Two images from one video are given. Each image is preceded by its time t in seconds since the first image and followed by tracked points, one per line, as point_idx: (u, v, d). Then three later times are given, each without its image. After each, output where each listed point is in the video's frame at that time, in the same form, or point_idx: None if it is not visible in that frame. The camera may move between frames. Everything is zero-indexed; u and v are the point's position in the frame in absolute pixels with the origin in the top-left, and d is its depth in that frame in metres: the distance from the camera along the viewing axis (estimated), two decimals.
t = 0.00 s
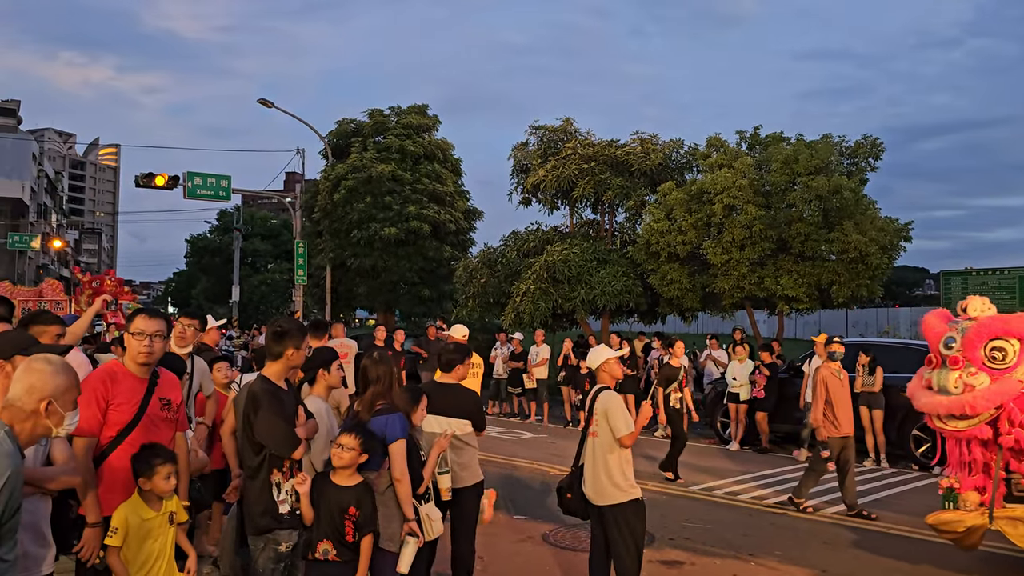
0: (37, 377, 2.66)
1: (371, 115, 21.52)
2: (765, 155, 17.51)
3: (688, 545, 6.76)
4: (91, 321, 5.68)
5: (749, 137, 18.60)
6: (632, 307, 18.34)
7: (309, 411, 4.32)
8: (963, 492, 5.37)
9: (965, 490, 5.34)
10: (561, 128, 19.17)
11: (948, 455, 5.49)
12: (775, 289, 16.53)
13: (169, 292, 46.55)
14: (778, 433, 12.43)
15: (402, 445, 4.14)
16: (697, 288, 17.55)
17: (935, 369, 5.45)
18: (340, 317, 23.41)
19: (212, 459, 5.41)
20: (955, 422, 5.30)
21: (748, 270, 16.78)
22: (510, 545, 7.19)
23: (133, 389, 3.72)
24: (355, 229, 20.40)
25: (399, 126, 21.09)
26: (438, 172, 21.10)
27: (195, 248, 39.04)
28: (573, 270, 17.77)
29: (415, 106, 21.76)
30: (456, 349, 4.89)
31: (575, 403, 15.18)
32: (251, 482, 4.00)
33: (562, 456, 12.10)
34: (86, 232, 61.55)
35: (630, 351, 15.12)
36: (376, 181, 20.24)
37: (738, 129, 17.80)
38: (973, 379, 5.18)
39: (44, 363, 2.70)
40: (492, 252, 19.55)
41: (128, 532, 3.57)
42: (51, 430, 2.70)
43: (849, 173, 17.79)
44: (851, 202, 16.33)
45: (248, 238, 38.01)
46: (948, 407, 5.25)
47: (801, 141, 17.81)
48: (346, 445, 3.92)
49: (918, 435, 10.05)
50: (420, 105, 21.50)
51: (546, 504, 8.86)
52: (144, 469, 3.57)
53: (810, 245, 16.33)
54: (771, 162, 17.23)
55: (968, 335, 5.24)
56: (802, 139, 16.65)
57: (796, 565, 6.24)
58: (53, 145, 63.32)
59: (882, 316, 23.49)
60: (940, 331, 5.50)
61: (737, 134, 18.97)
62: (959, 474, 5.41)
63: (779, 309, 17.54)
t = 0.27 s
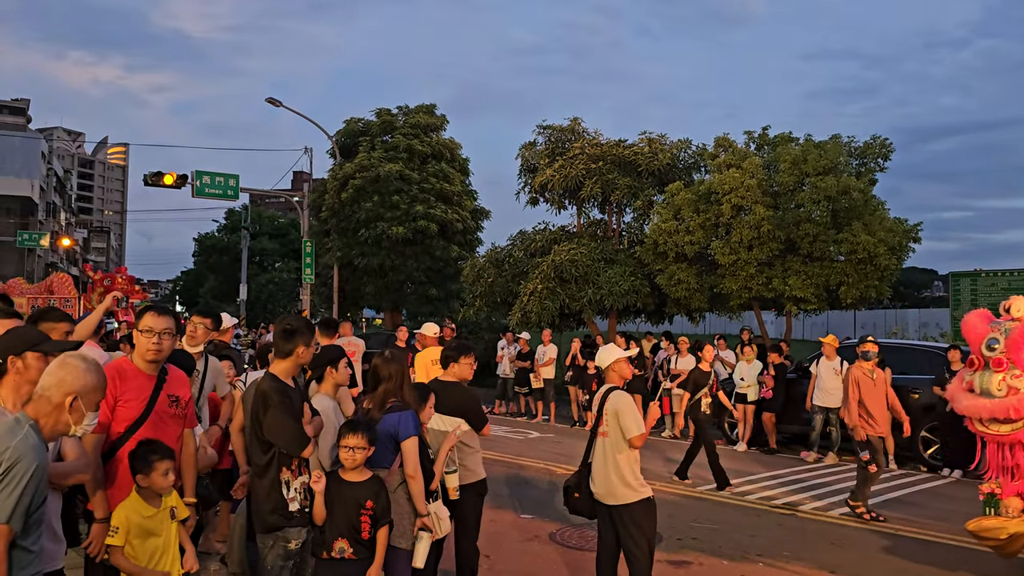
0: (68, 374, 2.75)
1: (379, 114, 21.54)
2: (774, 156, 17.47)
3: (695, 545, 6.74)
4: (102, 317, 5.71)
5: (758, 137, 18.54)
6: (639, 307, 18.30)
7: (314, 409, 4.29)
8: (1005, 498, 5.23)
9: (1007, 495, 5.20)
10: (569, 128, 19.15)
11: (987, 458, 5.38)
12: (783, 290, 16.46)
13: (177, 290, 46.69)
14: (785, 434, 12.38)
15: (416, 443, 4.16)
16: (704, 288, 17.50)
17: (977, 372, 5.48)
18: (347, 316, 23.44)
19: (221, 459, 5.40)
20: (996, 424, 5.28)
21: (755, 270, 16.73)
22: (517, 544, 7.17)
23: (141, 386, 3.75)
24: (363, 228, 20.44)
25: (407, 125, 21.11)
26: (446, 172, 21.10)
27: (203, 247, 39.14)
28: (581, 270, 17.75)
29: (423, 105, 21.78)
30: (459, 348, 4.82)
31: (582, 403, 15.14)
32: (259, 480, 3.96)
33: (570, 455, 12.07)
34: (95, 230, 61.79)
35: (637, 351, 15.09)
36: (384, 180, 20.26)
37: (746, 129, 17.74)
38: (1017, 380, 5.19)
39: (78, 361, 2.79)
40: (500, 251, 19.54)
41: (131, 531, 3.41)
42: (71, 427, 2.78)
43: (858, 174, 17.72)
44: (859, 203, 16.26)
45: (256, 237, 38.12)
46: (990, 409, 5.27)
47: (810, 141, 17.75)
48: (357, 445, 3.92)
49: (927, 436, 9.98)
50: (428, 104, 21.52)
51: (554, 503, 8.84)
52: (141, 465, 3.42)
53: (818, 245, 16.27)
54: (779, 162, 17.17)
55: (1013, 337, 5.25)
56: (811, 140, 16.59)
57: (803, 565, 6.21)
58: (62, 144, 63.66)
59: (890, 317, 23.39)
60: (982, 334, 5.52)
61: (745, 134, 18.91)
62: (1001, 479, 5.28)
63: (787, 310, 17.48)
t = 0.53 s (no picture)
0: (107, 375, 2.89)
1: (394, 117, 21.61)
2: (790, 158, 17.39)
3: (713, 549, 6.70)
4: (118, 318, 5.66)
5: (774, 139, 18.47)
6: (655, 309, 18.24)
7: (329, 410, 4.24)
8: None
9: None
10: (584, 130, 19.13)
11: None
12: (800, 292, 16.36)
13: (194, 293, 47.04)
14: (802, 437, 12.29)
15: (434, 443, 4.14)
16: (720, 290, 17.44)
17: None
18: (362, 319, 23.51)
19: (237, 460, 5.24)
20: None
21: (771, 273, 16.65)
22: (533, 547, 7.15)
23: (159, 386, 3.75)
24: (378, 231, 20.51)
25: (422, 128, 21.17)
26: (461, 175, 21.14)
27: (219, 250, 39.41)
28: (596, 273, 17.73)
29: (438, 108, 21.84)
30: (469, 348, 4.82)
31: (597, 406, 15.10)
32: (276, 481, 3.85)
33: (585, 458, 12.05)
34: (113, 234, 62.40)
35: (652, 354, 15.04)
36: (399, 183, 20.33)
37: (762, 131, 17.68)
38: None
39: (114, 362, 2.94)
40: (515, 254, 19.55)
41: (147, 533, 3.33)
42: (99, 425, 2.91)
43: (875, 176, 17.60)
44: (877, 205, 16.17)
45: (272, 240, 38.36)
46: None
47: (827, 143, 17.65)
48: (376, 445, 3.92)
49: (947, 440, 9.88)
50: (443, 107, 21.58)
51: (570, 506, 8.81)
52: (155, 468, 3.33)
53: (835, 247, 16.17)
54: (796, 164, 17.08)
55: None
56: (827, 141, 16.49)
57: (822, 569, 6.17)
58: (80, 148, 64.35)
59: (907, 320, 23.22)
60: None
61: (761, 135, 18.85)
62: None
63: (804, 312, 17.37)
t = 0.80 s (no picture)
0: (153, 381, 2.95)
1: (414, 121, 21.73)
2: (813, 159, 17.27)
3: (735, 553, 6.68)
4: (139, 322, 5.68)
5: (796, 140, 18.35)
6: (676, 312, 18.18)
7: (350, 413, 4.25)
8: None
9: None
10: (604, 133, 19.13)
11: None
12: (822, 295, 16.23)
13: (217, 296, 47.52)
14: (825, 441, 12.17)
15: (453, 446, 4.19)
16: (742, 293, 17.36)
17: None
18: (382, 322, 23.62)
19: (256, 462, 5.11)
20: None
21: (794, 275, 16.53)
22: (556, 550, 7.14)
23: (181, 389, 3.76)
24: (398, 235, 20.63)
25: (442, 132, 21.28)
26: (481, 178, 21.20)
27: (241, 254, 39.80)
28: (616, 276, 17.71)
29: (458, 112, 21.94)
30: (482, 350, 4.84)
31: (617, 409, 15.05)
32: (300, 482, 3.88)
33: (606, 461, 12.03)
34: (138, 238, 63.24)
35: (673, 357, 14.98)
36: (419, 186, 20.44)
37: (784, 133, 17.58)
38: None
39: (160, 367, 2.99)
40: (535, 257, 19.58)
41: (174, 534, 3.27)
42: (144, 430, 2.97)
43: (899, 177, 17.43)
44: (901, 207, 16.00)
45: (293, 243, 38.68)
46: None
47: (849, 144, 17.52)
48: (398, 447, 3.95)
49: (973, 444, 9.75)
50: (464, 111, 21.67)
51: (591, 509, 8.80)
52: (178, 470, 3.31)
53: (858, 250, 16.03)
54: (818, 166, 16.95)
55: None
56: (850, 142, 16.35)
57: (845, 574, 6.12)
58: (105, 154, 65.32)
59: (932, 323, 22.93)
60: None
61: (783, 137, 18.74)
62: None
63: (826, 315, 17.23)
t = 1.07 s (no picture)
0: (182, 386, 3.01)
1: (426, 125, 21.83)
2: (825, 162, 17.21)
3: (745, 557, 6.68)
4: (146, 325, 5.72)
5: (808, 142, 18.29)
6: (687, 315, 18.15)
7: (359, 416, 4.31)
8: None
9: None
10: (615, 136, 19.14)
11: None
12: (835, 298, 16.17)
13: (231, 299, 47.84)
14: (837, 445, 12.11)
15: (459, 449, 4.22)
16: (754, 296, 17.32)
17: None
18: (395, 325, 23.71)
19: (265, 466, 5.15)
20: None
21: (806, 278, 16.47)
22: (566, 553, 7.16)
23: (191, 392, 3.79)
24: (410, 238, 20.72)
25: (453, 136, 21.37)
26: (492, 182, 21.27)
27: (254, 257, 40.07)
28: (627, 279, 17.71)
29: (470, 116, 22.02)
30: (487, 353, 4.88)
31: (629, 412, 15.04)
32: (312, 483, 4.01)
33: (617, 464, 12.04)
34: (153, 242, 63.81)
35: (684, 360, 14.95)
36: (431, 190, 20.53)
37: (796, 136, 17.52)
38: None
39: (191, 373, 3.06)
40: (546, 260, 19.60)
41: (189, 534, 3.32)
42: (175, 434, 3.03)
43: (912, 179, 17.33)
44: (914, 209, 15.89)
45: (306, 247, 38.90)
46: None
47: (862, 146, 17.44)
48: (407, 448, 3.97)
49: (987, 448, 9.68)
50: (475, 114, 21.75)
51: (601, 512, 8.81)
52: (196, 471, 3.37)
53: (871, 252, 15.94)
54: (831, 168, 16.89)
55: None
56: (863, 144, 16.27)
57: None
58: (121, 159, 66.02)
59: (947, 326, 22.74)
60: None
61: (795, 139, 18.67)
62: None
63: (839, 318, 17.15)
